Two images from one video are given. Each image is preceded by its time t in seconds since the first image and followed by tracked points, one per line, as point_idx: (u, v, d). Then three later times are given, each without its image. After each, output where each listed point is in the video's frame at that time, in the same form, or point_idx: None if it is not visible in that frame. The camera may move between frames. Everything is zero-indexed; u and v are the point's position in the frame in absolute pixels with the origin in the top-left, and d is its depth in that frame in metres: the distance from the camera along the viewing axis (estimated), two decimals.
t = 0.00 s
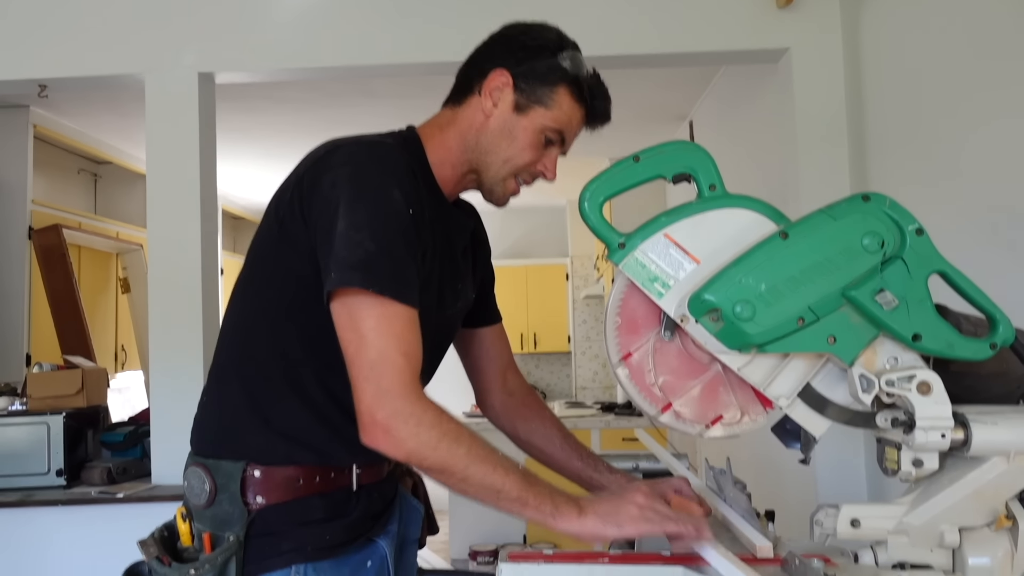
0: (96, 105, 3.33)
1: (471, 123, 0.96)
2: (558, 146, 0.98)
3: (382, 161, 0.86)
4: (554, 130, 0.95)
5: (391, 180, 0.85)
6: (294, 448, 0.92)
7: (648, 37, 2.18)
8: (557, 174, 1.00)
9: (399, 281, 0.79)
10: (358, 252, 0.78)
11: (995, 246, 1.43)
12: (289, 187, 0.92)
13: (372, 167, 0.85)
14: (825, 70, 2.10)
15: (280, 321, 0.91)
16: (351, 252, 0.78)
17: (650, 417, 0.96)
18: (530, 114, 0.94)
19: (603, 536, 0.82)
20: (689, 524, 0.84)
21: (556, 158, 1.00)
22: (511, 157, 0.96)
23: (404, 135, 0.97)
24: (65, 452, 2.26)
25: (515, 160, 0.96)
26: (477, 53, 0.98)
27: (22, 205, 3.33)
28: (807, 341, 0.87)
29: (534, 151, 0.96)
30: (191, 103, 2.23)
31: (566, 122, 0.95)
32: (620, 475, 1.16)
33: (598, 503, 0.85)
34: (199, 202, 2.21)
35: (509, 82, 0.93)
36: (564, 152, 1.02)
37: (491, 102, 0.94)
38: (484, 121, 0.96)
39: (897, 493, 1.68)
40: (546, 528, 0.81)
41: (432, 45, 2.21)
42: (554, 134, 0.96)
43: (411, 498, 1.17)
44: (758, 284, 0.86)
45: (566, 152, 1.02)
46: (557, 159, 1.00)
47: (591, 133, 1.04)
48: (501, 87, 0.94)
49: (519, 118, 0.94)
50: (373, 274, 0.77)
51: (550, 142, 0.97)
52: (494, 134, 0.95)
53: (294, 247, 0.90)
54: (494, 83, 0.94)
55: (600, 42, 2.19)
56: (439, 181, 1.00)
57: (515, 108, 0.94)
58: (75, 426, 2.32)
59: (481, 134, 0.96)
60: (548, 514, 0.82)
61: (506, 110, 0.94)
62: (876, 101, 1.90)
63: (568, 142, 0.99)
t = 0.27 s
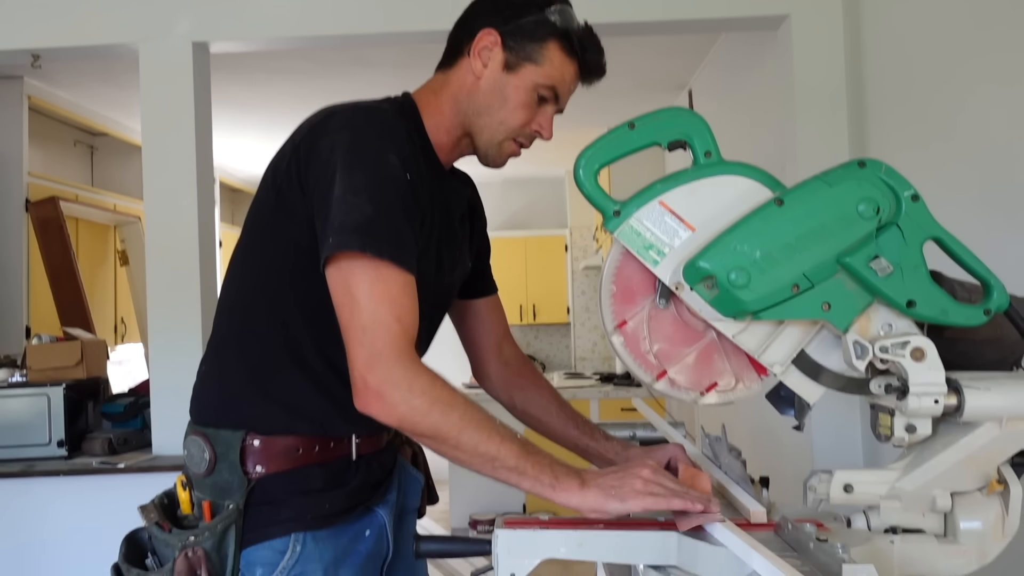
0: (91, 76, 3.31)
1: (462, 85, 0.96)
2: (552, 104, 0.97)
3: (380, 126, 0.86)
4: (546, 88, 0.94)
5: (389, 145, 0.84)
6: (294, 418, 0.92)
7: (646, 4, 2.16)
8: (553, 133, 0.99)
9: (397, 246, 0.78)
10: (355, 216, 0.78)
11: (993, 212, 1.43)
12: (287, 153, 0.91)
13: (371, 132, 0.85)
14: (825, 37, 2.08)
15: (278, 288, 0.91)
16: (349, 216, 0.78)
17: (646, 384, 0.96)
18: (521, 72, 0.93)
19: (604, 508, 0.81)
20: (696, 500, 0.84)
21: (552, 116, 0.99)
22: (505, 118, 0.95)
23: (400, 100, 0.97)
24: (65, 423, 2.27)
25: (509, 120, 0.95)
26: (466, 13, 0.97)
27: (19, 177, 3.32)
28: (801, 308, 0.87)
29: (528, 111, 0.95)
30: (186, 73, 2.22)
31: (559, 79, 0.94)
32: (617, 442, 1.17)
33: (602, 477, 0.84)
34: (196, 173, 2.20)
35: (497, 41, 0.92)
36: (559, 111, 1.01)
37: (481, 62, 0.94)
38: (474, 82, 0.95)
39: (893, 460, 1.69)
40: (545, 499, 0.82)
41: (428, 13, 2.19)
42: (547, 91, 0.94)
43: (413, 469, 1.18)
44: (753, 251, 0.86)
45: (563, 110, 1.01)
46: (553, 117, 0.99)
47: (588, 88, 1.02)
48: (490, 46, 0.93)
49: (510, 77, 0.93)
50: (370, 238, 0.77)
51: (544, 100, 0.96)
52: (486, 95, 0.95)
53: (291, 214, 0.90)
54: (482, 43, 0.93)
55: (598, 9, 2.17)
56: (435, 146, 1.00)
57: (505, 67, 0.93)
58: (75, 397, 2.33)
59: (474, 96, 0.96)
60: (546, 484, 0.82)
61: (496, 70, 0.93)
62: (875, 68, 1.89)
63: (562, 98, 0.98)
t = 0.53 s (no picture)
0: (88, 76, 3.30)
1: (446, 79, 0.96)
2: (539, 88, 0.93)
3: (371, 132, 0.86)
4: (526, 70, 0.91)
5: (379, 153, 0.84)
6: (291, 424, 0.92)
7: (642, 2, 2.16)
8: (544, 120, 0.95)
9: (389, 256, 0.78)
10: (350, 228, 0.78)
11: (989, 210, 1.43)
12: (277, 157, 0.91)
13: (360, 140, 0.84)
14: (821, 34, 2.08)
15: (271, 297, 0.90)
16: (341, 229, 0.78)
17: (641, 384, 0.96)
18: (496, 58, 0.91)
19: (598, 500, 0.84)
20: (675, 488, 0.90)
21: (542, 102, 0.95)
22: (487, 106, 0.93)
23: (391, 99, 0.97)
24: (63, 425, 2.27)
25: (491, 108, 0.93)
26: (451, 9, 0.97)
27: (16, 178, 3.32)
28: (796, 307, 0.87)
29: (509, 97, 0.92)
30: (182, 74, 2.21)
31: (539, 61, 0.91)
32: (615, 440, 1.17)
33: (590, 469, 0.87)
34: (192, 174, 2.20)
35: (473, 30, 0.92)
36: (554, 96, 0.97)
37: (459, 53, 0.93)
38: (456, 75, 0.94)
39: (890, 458, 1.70)
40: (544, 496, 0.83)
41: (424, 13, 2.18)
42: (527, 74, 0.91)
43: (412, 472, 1.18)
44: (747, 251, 0.86)
45: (557, 94, 0.97)
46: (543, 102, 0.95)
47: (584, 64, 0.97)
48: (467, 36, 0.92)
49: (487, 64, 0.91)
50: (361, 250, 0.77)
51: (527, 85, 0.92)
52: (467, 84, 0.93)
53: (281, 219, 0.89)
54: (460, 33, 0.93)
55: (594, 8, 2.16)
56: (429, 144, 0.99)
57: (482, 55, 0.92)
58: (73, 399, 2.33)
59: (457, 88, 0.95)
60: (545, 483, 0.83)
61: (474, 59, 0.92)
62: (872, 65, 1.89)
63: (551, 82, 0.94)
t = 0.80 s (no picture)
0: (87, 84, 3.31)
1: (439, 84, 0.92)
2: (530, 80, 0.86)
3: (363, 147, 0.81)
4: (512, 63, 0.85)
5: (372, 166, 0.79)
6: (293, 439, 0.92)
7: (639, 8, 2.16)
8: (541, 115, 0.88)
9: (379, 271, 0.72)
10: (333, 243, 0.72)
11: (987, 213, 1.43)
12: (271, 173, 0.88)
13: (351, 153, 0.80)
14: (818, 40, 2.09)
15: (270, 311, 0.89)
16: (326, 243, 0.73)
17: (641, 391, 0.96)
18: (479, 54, 0.86)
19: (630, 564, 0.68)
20: (742, 556, 0.69)
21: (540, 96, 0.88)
22: (477, 105, 0.87)
23: (387, 106, 0.93)
24: (64, 433, 2.27)
25: (481, 108, 0.87)
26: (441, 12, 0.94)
27: (16, 186, 3.32)
28: (795, 314, 0.87)
29: (498, 93, 0.87)
30: (181, 82, 2.22)
31: (524, 52, 0.85)
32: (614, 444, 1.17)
33: (626, 526, 0.71)
34: (192, 182, 2.21)
35: (456, 29, 0.88)
36: (554, 88, 0.90)
37: (446, 56, 0.90)
38: (446, 78, 0.90)
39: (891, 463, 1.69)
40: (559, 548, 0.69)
41: (422, 20, 2.19)
42: (514, 67, 0.85)
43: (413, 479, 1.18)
44: (745, 258, 0.86)
45: (558, 84, 0.90)
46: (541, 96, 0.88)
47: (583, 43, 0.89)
48: (451, 36, 0.88)
49: (471, 62, 0.87)
50: (344, 266, 0.71)
51: (517, 79, 0.86)
52: (456, 85, 0.89)
53: (276, 237, 0.88)
54: (444, 34, 0.89)
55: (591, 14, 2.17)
56: (428, 152, 0.95)
57: (466, 54, 0.87)
58: (73, 407, 2.33)
59: (448, 90, 0.90)
60: (559, 530, 0.69)
61: (460, 59, 0.88)
62: (869, 69, 1.89)
63: (545, 72, 0.87)
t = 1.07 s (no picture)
0: (91, 97, 3.33)
1: (448, 82, 0.89)
2: (541, 73, 0.82)
3: (356, 164, 0.78)
4: (518, 56, 0.81)
5: (365, 187, 0.76)
6: (287, 455, 0.91)
7: (641, 20, 2.17)
8: (555, 110, 0.84)
9: (379, 307, 0.72)
10: (328, 279, 0.72)
11: (989, 224, 1.43)
12: (266, 185, 0.86)
13: (343, 173, 0.77)
14: (819, 51, 2.09)
15: (270, 333, 0.89)
16: (319, 279, 0.72)
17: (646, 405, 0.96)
18: (484, 49, 0.82)
19: (620, 547, 0.77)
20: (709, 530, 0.78)
21: (553, 89, 0.84)
22: (485, 104, 0.84)
23: (393, 108, 0.93)
24: (67, 446, 2.27)
25: (490, 107, 0.84)
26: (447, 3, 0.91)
27: (20, 199, 3.33)
28: (800, 327, 0.87)
29: (506, 90, 0.83)
30: (184, 95, 2.23)
31: (531, 44, 0.80)
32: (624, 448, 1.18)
33: (612, 512, 0.80)
34: (195, 195, 2.21)
35: (459, 23, 0.85)
36: (570, 77, 0.85)
37: (453, 51, 0.87)
38: (454, 75, 0.87)
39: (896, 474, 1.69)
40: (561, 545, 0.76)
41: (424, 33, 2.19)
42: (521, 60, 0.81)
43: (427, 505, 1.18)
44: (750, 271, 0.86)
45: (573, 72, 0.84)
46: (554, 88, 0.84)
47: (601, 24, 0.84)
48: (457, 32, 0.86)
49: (476, 58, 0.83)
50: (338, 304, 0.71)
51: (526, 73, 0.82)
52: (462, 82, 0.86)
53: (274, 251, 0.87)
54: (447, 27, 0.87)
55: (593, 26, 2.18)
56: (438, 153, 0.94)
57: (470, 49, 0.84)
58: (77, 420, 2.33)
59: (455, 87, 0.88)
60: (560, 531, 0.76)
61: (464, 55, 0.85)
62: (871, 80, 1.89)
63: (557, 63, 0.82)
